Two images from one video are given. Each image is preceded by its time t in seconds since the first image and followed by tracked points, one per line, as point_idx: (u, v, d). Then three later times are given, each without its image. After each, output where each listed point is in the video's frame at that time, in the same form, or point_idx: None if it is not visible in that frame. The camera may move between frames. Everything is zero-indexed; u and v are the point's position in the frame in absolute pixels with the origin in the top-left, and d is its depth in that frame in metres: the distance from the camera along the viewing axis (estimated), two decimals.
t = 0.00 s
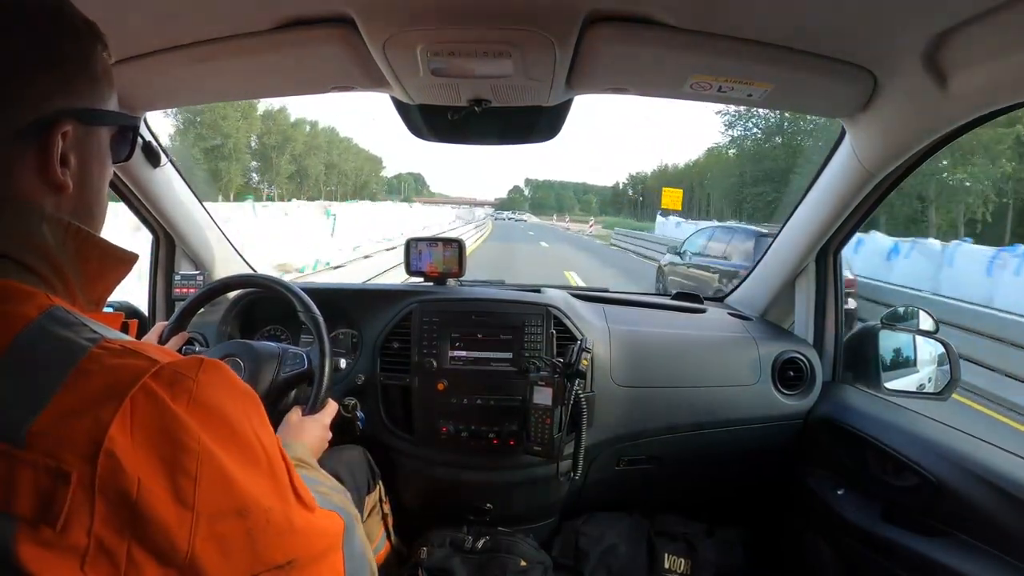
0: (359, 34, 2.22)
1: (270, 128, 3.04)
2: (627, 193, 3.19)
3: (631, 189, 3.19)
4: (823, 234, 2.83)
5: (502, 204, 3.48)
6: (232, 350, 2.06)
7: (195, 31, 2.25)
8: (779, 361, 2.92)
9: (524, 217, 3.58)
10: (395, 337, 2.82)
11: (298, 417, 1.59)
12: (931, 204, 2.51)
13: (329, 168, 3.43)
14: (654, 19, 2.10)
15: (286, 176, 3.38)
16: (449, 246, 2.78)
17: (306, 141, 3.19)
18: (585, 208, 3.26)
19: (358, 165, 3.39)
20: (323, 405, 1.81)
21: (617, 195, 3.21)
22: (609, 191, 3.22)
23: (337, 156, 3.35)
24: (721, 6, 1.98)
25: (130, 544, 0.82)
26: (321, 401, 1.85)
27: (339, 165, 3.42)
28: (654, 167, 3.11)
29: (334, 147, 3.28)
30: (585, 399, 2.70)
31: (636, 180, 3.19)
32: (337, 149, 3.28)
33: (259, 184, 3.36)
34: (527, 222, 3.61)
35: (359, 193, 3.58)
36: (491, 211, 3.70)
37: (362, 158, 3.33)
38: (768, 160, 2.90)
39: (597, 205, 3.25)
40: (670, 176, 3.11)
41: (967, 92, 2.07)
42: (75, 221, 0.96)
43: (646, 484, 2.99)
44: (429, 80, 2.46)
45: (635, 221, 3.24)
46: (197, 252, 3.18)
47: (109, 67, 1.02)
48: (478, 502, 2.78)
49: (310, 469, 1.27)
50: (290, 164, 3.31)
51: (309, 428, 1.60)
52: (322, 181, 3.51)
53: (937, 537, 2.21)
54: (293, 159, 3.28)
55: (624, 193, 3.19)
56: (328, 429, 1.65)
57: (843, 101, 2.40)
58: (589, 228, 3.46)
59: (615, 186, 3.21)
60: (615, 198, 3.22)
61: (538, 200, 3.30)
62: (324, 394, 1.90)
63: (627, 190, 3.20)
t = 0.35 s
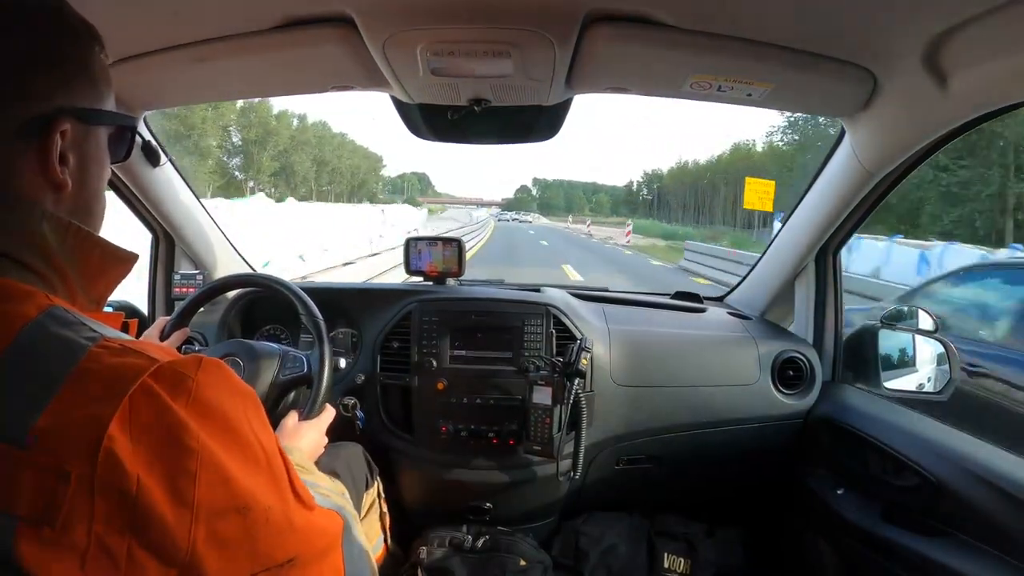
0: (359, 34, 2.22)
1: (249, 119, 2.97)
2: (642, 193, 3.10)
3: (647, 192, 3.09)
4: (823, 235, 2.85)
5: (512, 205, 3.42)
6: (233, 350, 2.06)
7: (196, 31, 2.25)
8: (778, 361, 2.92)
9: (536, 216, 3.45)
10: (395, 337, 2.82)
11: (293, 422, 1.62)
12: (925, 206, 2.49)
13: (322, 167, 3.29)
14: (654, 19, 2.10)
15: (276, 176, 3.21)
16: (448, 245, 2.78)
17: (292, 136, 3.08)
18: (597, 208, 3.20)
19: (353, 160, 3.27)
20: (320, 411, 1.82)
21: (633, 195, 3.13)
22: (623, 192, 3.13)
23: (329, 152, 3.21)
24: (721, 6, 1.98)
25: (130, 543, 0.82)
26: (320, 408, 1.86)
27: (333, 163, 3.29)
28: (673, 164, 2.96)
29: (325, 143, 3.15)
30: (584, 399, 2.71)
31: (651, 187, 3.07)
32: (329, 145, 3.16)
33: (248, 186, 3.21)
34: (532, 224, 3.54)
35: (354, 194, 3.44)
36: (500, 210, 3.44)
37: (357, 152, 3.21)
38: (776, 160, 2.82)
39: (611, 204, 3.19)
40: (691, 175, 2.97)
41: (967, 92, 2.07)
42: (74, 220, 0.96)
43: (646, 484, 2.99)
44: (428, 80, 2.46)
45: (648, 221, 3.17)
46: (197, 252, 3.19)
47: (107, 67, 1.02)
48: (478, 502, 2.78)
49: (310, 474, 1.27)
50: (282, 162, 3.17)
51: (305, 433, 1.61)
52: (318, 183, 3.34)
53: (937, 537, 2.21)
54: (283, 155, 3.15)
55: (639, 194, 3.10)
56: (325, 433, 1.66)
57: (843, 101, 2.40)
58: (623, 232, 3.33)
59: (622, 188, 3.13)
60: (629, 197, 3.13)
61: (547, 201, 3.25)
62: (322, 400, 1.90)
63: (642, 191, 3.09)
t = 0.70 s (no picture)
0: (359, 34, 2.22)
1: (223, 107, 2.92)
2: (656, 192, 3.03)
3: (660, 189, 3.02)
4: (822, 235, 2.85)
5: (518, 205, 3.27)
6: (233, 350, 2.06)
7: (196, 31, 2.24)
8: (778, 361, 2.92)
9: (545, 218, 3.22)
10: (395, 337, 2.81)
11: (294, 422, 1.63)
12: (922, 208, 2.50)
13: (313, 164, 3.10)
14: (655, 19, 2.10)
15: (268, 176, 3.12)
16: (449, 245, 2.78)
17: (273, 128, 2.99)
18: (605, 207, 3.09)
19: (345, 154, 3.09)
20: (320, 411, 1.83)
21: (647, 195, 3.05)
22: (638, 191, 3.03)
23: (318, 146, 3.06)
24: (721, 6, 1.98)
25: (132, 543, 0.82)
26: (319, 408, 1.87)
27: (325, 160, 3.10)
28: (694, 160, 2.91)
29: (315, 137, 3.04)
30: (584, 400, 2.71)
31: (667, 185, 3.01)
32: (316, 139, 3.04)
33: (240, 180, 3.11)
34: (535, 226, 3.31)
35: (350, 195, 3.23)
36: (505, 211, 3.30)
37: (349, 145, 3.06)
38: (767, 162, 2.87)
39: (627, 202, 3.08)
40: (713, 171, 2.92)
41: (967, 92, 2.07)
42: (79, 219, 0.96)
43: (646, 484, 2.99)
44: (428, 80, 2.46)
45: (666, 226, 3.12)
46: (198, 252, 3.19)
47: (113, 66, 1.02)
48: (478, 502, 2.78)
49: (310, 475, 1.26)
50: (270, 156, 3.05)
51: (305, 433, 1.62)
52: (311, 180, 3.17)
53: (937, 537, 2.21)
54: (269, 148, 3.04)
55: (653, 194, 3.04)
56: (325, 433, 1.66)
57: (843, 101, 2.40)
58: (706, 257, 3.15)
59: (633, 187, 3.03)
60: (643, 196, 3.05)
61: (554, 203, 3.14)
62: (322, 400, 1.90)
63: (657, 190, 3.02)
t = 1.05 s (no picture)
0: (359, 34, 2.23)
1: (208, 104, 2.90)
2: (671, 189, 3.06)
3: (677, 188, 3.05)
4: (821, 235, 2.85)
5: (521, 203, 3.33)
6: (231, 350, 2.06)
7: (196, 31, 2.24)
8: (778, 362, 2.92)
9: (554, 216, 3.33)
10: (395, 337, 2.81)
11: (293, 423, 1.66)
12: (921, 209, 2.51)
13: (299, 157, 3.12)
14: (654, 20, 2.10)
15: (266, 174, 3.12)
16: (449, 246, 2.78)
17: (260, 121, 2.97)
18: (615, 206, 3.14)
19: (335, 148, 3.15)
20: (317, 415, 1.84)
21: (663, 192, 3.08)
22: (652, 189, 3.07)
23: (302, 137, 3.06)
24: (721, 6, 1.98)
25: (131, 544, 0.82)
26: (316, 412, 1.86)
27: (313, 153, 3.13)
28: (716, 156, 2.90)
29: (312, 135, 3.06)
30: (585, 400, 2.72)
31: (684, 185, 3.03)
32: (306, 133, 3.04)
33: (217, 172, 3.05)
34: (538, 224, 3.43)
35: (343, 191, 3.34)
36: (510, 208, 3.37)
37: (337, 137, 3.10)
38: (767, 163, 2.87)
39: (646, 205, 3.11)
40: (729, 167, 2.92)
41: (968, 92, 2.06)
42: (78, 220, 0.96)
43: (646, 484, 2.99)
44: (428, 80, 2.46)
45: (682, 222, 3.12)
46: (198, 252, 3.19)
47: (113, 63, 1.01)
48: (478, 502, 2.79)
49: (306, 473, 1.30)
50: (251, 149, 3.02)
51: (304, 434, 1.65)
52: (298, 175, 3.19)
53: (937, 537, 2.21)
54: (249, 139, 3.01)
55: (670, 194, 3.07)
56: (324, 433, 1.68)
57: (844, 101, 2.40)
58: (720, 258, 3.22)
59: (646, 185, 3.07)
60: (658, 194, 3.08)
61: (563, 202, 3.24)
62: (320, 401, 1.90)
63: (673, 189, 3.05)
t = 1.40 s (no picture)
0: (359, 34, 2.23)
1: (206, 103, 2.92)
2: (687, 191, 3.07)
3: (693, 190, 3.06)
4: (821, 235, 2.85)
5: (525, 204, 3.29)
6: (231, 350, 2.05)
7: (196, 31, 2.24)
8: (778, 361, 2.93)
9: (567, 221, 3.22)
10: (395, 337, 2.81)
11: (293, 425, 1.68)
12: (921, 209, 2.51)
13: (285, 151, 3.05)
14: (654, 19, 2.10)
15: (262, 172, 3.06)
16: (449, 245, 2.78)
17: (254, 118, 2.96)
18: (623, 208, 3.14)
19: (322, 144, 3.07)
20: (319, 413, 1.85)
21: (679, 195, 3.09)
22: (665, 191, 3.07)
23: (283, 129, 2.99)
24: (721, 6, 1.98)
25: (131, 545, 0.82)
26: (318, 411, 1.87)
27: (300, 147, 3.06)
28: (738, 154, 2.87)
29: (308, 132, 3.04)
30: (585, 399, 2.72)
31: (701, 186, 3.04)
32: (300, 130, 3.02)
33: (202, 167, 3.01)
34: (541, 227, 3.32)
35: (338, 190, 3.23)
36: (513, 210, 3.32)
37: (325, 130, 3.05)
38: (767, 166, 2.88)
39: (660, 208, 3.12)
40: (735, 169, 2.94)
41: (969, 91, 2.06)
42: (82, 226, 0.96)
43: (646, 484, 2.99)
44: (428, 80, 2.47)
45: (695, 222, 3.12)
46: (198, 252, 3.19)
47: (121, 71, 1.01)
48: (479, 502, 2.80)
49: (305, 473, 1.31)
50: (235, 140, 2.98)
51: (304, 434, 1.67)
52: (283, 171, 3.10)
53: (938, 536, 2.21)
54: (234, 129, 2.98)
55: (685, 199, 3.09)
56: (325, 431, 1.69)
57: (844, 100, 2.40)
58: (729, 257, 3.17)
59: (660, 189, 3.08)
60: (672, 197, 3.09)
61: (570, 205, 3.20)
62: (321, 401, 1.91)
63: (686, 197, 3.08)
